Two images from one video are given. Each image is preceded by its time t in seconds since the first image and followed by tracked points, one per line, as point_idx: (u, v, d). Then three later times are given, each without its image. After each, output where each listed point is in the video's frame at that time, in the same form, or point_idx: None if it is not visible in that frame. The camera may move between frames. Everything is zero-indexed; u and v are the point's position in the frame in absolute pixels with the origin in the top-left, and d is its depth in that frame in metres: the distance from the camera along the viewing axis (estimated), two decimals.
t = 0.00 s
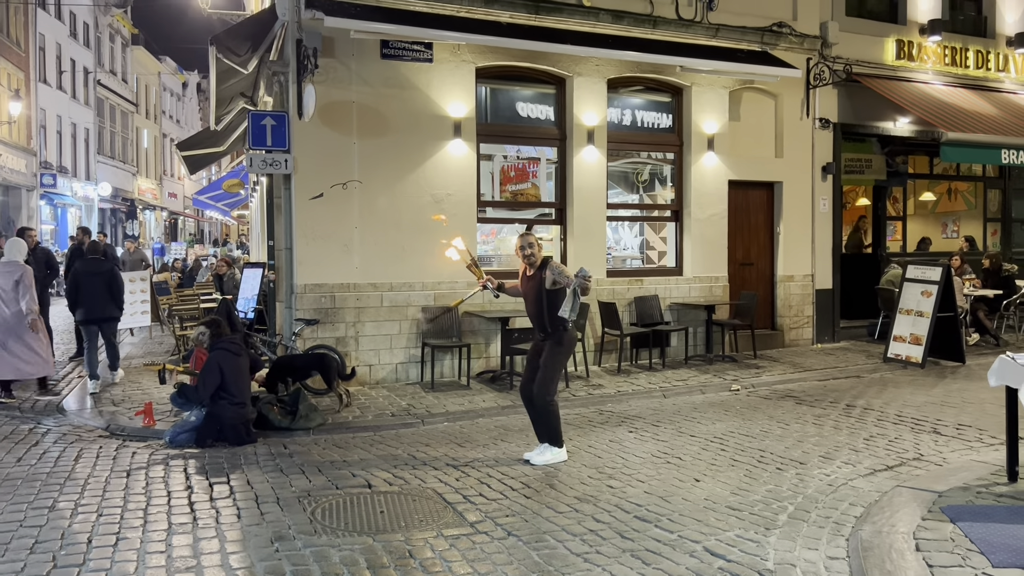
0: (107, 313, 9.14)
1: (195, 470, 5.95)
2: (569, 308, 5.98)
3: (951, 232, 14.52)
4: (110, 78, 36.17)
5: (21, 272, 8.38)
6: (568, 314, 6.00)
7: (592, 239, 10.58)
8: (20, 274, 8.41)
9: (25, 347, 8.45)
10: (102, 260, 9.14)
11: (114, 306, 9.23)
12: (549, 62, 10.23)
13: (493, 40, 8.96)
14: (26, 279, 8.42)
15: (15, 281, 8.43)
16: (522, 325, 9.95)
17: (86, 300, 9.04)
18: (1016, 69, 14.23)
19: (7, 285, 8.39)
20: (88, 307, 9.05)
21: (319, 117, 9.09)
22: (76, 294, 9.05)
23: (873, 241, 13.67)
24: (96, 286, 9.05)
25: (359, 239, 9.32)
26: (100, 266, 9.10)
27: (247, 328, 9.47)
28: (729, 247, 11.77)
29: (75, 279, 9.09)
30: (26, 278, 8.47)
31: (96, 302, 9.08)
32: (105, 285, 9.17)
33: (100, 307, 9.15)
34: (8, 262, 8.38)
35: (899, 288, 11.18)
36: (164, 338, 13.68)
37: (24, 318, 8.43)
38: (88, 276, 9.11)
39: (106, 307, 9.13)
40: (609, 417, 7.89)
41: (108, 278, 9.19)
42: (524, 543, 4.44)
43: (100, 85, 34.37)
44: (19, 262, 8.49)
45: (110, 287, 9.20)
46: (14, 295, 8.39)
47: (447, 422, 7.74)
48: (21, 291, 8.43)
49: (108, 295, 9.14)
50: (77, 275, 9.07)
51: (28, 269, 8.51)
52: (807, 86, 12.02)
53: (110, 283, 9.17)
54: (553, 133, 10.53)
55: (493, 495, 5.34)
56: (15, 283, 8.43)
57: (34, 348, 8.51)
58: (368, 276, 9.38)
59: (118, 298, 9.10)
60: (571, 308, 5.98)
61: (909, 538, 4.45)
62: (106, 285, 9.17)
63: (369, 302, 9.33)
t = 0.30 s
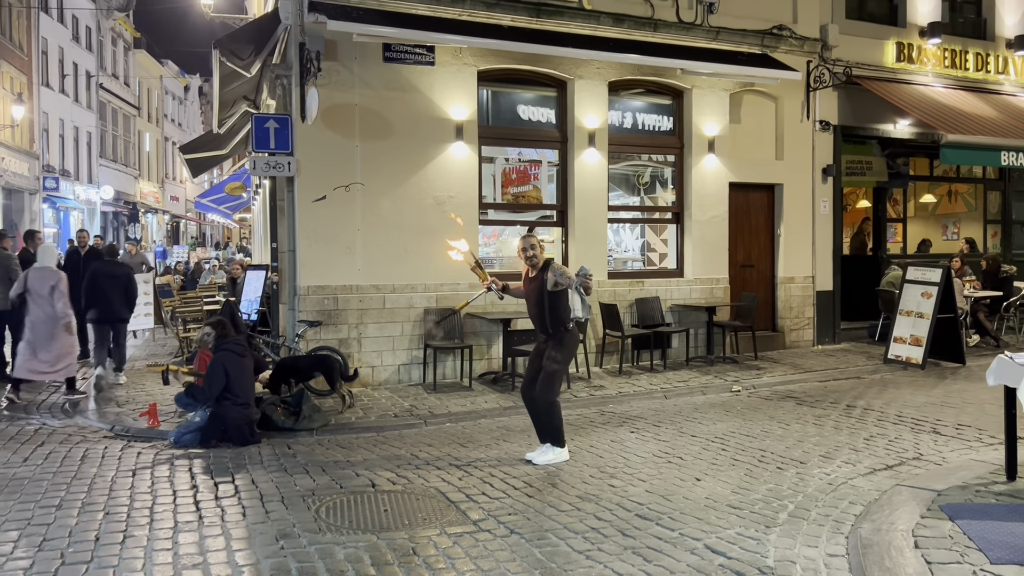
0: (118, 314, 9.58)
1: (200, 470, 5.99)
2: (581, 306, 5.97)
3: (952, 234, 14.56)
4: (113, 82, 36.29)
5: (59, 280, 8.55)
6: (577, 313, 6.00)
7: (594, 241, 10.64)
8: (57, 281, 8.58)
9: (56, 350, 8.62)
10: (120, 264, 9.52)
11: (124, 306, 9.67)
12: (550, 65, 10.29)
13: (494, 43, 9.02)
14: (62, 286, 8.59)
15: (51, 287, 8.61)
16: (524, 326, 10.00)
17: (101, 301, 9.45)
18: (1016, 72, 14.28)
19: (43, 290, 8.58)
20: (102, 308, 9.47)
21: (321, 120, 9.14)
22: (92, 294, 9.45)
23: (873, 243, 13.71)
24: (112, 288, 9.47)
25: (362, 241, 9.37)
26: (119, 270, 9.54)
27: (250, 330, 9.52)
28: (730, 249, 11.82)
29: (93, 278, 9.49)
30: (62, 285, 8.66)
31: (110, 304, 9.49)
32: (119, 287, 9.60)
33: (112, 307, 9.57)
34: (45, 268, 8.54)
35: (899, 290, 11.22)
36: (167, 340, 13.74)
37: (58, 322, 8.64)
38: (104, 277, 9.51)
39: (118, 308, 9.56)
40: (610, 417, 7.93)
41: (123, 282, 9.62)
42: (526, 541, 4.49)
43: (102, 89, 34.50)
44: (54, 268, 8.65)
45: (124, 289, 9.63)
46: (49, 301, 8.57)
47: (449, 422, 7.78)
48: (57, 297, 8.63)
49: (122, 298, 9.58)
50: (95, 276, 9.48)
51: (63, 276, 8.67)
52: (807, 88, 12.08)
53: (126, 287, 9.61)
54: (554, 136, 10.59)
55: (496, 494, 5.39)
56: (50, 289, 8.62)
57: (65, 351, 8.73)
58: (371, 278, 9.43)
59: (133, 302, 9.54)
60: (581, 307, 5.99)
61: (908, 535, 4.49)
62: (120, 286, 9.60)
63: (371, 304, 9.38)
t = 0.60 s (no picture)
0: (128, 314, 10.00)
1: (205, 472, 6.04)
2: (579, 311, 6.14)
3: (953, 237, 14.59)
4: (116, 85, 36.34)
5: (87, 279, 9.03)
6: (576, 317, 6.14)
7: (596, 245, 10.67)
8: (85, 281, 9.06)
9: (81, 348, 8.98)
10: (134, 265, 10.05)
11: (134, 307, 10.13)
12: (552, 69, 10.34)
13: (497, 48, 9.07)
14: (90, 286, 9.07)
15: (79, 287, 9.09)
16: (527, 329, 10.04)
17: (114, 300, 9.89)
18: (1017, 76, 14.32)
19: (70, 290, 9.04)
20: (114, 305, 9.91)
21: (325, 124, 9.20)
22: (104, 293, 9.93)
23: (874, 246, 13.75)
24: (125, 288, 9.97)
25: (365, 245, 9.42)
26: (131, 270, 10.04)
27: (254, 333, 9.56)
28: (731, 252, 11.86)
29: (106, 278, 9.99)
30: (89, 286, 9.15)
31: (122, 302, 9.97)
32: (130, 287, 10.11)
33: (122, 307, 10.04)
34: (73, 268, 9.02)
35: (900, 294, 11.26)
36: (171, 343, 13.78)
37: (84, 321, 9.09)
38: (116, 278, 10.00)
39: (129, 308, 10.01)
40: (612, 420, 7.97)
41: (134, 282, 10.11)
42: (529, 543, 4.52)
43: (105, 92, 34.58)
44: (82, 269, 9.13)
45: (135, 289, 10.12)
46: (76, 300, 9.03)
47: (452, 425, 7.82)
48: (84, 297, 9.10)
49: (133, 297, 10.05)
50: (108, 276, 9.99)
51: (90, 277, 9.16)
52: (808, 92, 12.12)
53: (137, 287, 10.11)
54: (556, 140, 10.64)
55: (499, 497, 5.42)
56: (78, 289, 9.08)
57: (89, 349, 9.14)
58: (374, 282, 9.47)
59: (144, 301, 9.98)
60: (579, 311, 6.15)
61: (909, 538, 4.52)
62: (132, 287, 10.10)
63: (374, 307, 9.42)
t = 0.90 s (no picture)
0: (133, 314, 10.09)
1: (209, 474, 6.07)
2: (573, 317, 6.16)
3: (955, 241, 14.63)
4: (119, 88, 36.43)
5: (96, 281, 9.41)
6: (570, 322, 6.16)
7: (598, 248, 10.70)
8: (95, 284, 9.45)
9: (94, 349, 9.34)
10: (138, 266, 10.21)
11: (141, 308, 10.24)
12: (555, 73, 10.37)
13: (500, 52, 9.10)
14: (100, 289, 9.45)
15: (90, 289, 9.48)
16: (528, 332, 10.07)
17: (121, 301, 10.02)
18: (1019, 79, 14.34)
19: (82, 292, 9.45)
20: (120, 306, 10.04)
21: (328, 127, 9.23)
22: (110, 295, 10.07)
23: (876, 249, 13.77)
24: (130, 290, 10.13)
25: (368, 247, 9.45)
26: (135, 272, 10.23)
27: (257, 335, 9.59)
28: (733, 256, 11.88)
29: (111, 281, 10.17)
30: (100, 288, 9.54)
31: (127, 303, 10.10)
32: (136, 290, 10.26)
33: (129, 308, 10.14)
34: (84, 272, 9.43)
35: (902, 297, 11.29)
36: (174, 345, 13.83)
37: (97, 323, 9.45)
38: (122, 280, 10.17)
39: (135, 308, 10.11)
40: (614, 423, 7.99)
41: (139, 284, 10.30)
42: (531, 545, 4.54)
43: (108, 95, 34.67)
44: (93, 273, 9.52)
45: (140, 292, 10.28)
46: (87, 302, 9.41)
47: (454, 427, 7.85)
48: (96, 299, 9.48)
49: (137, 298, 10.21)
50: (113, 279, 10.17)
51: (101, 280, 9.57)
52: (810, 96, 12.15)
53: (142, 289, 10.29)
54: (558, 143, 10.67)
55: (501, 499, 5.44)
56: (90, 291, 9.49)
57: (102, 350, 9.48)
58: (377, 284, 9.50)
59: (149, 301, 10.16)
60: (573, 317, 6.17)
61: (909, 540, 4.54)
62: (137, 289, 10.24)
63: (377, 309, 9.45)
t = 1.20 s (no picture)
0: (139, 312, 10.43)
1: (212, 476, 6.09)
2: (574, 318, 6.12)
3: (957, 244, 14.66)
4: (122, 90, 36.51)
5: (107, 281, 9.43)
6: (572, 324, 6.13)
7: (600, 251, 10.71)
8: (106, 284, 9.47)
9: (107, 348, 9.41)
10: (144, 267, 10.38)
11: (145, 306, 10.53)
12: (558, 76, 10.39)
13: (503, 55, 9.13)
14: (111, 288, 9.47)
15: (101, 289, 9.50)
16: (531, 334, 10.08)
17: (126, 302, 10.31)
18: (1022, 82, 14.33)
19: (93, 292, 9.46)
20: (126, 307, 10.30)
21: (332, 130, 9.26)
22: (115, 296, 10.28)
23: (879, 252, 13.77)
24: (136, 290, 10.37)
25: (371, 250, 9.47)
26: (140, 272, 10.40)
27: (260, 337, 9.61)
28: (736, 258, 11.88)
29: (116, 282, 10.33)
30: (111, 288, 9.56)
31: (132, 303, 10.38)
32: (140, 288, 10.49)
33: (133, 306, 10.49)
34: (94, 272, 9.44)
35: (905, 300, 11.29)
36: (177, 347, 13.85)
37: (109, 322, 9.50)
38: (127, 279, 10.35)
39: (140, 308, 10.45)
40: (617, 425, 8.00)
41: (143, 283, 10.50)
42: (534, 547, 4.56)
43: (112, 97, 34.76)
44: (103, 273, 9.54)
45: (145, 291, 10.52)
46: (99, 302, 9.44)
47: (457, 430, 7.86)
48: (107, 298, 9.50)
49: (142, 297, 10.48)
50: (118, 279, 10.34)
51: (111, 280, 9.60)
52: (812, 99, 12.16)
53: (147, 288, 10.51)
54: (561, 145, 10.69)
55: (504, 501, 5.45)
56: (100, 291, 9.52)
57: (115, 349, 9.57)
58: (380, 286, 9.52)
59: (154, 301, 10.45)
60: (575, 317, 6.14)
61: (911, 543, 4.55)
62: (142, 288, 10.46)
63: (380, 312, 9.47)
